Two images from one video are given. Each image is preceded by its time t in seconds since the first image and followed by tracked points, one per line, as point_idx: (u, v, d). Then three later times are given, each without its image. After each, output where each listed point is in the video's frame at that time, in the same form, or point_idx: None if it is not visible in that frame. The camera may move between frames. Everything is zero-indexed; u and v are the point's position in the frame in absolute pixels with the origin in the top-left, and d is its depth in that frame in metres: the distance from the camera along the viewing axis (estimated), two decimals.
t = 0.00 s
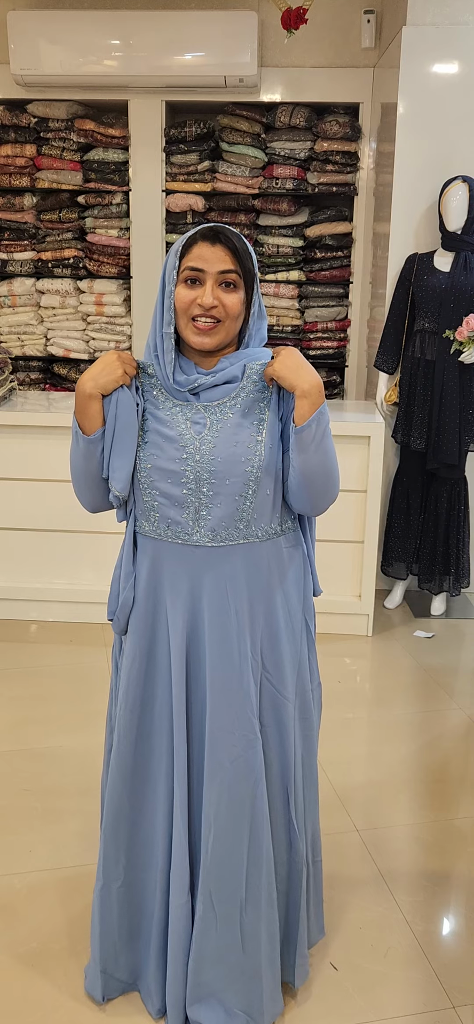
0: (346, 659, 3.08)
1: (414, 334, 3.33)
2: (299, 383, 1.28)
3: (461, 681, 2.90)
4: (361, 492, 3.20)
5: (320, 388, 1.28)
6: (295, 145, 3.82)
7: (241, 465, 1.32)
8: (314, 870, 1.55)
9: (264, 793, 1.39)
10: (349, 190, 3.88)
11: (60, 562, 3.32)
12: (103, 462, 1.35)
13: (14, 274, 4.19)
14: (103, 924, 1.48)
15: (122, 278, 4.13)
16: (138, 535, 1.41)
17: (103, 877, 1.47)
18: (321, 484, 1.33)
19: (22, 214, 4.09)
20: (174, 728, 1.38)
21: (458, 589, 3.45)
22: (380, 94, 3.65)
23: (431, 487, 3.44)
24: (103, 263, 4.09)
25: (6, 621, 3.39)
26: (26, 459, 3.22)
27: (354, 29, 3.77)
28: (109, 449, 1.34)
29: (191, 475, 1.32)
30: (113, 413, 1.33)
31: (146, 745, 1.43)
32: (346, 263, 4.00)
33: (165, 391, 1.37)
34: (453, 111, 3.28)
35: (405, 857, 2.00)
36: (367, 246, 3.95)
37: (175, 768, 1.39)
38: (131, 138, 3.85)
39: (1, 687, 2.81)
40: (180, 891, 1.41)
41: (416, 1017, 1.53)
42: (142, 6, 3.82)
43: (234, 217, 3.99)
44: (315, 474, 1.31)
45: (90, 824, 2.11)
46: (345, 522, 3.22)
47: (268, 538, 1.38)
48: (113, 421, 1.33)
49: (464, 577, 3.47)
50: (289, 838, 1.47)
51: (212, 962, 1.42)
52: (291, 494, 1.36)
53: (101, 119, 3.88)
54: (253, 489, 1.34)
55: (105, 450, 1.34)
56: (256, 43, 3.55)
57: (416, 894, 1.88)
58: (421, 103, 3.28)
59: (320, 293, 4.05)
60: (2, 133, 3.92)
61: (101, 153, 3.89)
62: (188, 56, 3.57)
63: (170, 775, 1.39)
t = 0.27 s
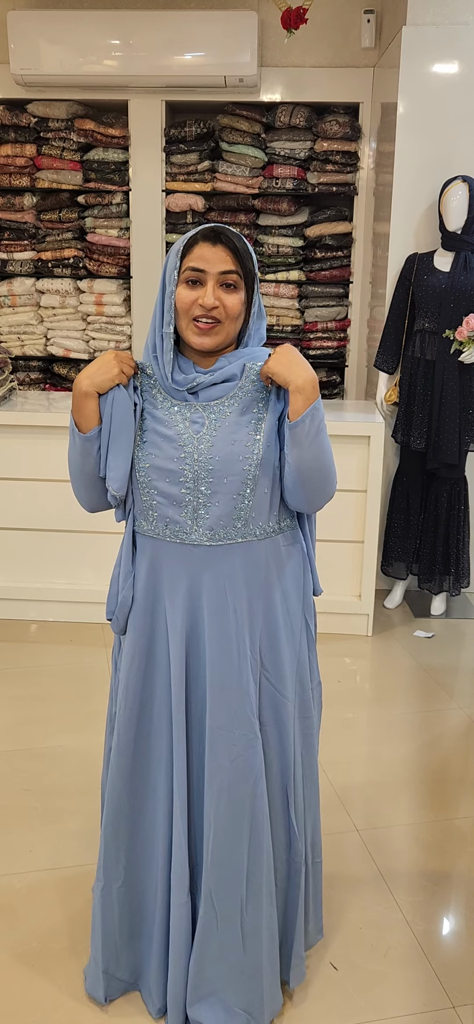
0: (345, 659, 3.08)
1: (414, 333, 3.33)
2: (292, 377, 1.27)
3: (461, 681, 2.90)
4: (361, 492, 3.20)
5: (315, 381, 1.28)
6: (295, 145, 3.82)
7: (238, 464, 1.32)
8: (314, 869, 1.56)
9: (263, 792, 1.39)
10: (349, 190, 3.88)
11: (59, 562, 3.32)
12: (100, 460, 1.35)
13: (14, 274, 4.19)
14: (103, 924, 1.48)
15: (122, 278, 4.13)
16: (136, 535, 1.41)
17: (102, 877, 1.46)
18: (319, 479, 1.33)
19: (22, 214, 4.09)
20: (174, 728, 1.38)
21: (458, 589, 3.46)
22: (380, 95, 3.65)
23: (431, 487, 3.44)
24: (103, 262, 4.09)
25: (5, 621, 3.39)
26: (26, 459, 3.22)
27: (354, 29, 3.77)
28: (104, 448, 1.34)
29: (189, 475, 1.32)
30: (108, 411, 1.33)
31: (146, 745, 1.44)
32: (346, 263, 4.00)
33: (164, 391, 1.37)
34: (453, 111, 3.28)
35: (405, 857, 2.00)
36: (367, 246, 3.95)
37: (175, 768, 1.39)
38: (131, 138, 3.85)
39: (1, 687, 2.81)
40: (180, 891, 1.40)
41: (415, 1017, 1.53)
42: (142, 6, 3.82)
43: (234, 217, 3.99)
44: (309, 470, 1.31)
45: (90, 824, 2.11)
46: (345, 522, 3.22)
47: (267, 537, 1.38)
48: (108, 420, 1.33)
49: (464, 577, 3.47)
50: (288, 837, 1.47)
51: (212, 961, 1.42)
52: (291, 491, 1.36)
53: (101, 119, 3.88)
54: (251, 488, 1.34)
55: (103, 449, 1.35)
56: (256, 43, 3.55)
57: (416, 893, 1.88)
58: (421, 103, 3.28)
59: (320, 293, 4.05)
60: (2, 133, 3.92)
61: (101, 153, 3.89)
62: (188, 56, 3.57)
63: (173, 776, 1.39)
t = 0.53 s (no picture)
0: (345, 659, 3.08)
1: (414, 333, 3.33)
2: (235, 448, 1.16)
3: (461, 681, 2.90)
4: (361, 492, 3.20)
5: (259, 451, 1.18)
6: (295, 145, 3.82)
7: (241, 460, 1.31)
8: (316, 866, 1.56)
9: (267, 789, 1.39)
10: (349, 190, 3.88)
11: (59, 562, 3.32)
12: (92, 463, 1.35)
13: (14, 274, 4.19)
14: (105, 921, 1.49)
15: (122, 278, 4.13)
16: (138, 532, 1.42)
17: (104, 874, 1.47)
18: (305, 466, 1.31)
19: (22, 214, 4.09)
20: (177, 726, 1.38)
21: (458, 589, 3.46)
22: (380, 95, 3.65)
23: (431, 487, 3.44)
24: (103, 262, 4.09)
25: (5, 622, 3.39)
26: (26, 459, 3.22)
27: (354, 29, 3.77)
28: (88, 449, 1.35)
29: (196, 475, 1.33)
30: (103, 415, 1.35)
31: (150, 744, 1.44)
32: (346, 263, 4.00)
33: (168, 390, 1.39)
34: (453, 110, 3.28)
35: (405, 857, 2.00)
36: (367, 246, 3.96)
37: (178, 766, 1.39)
38: (131, 138, 3.85)
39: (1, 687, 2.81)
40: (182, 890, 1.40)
41: (415, 1017, 1.53)
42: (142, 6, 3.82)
43: (234, 217, 3.99)
44: (295, 454, 1.31)
45: (91, 824, 2.11)
46: (346, 522, 3.22)
47: (270, 535, 1.38)
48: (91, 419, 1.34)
49: (464, 577, 3.47)
50: (291, 834, 1.47)
51: (215, 960, 1.42)
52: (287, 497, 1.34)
53: (101, 119, 3.88)
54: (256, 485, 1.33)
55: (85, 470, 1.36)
56: (256, 43, 3.55)
57: (416, 893, 1.88)
58: (421, 103, 3.28)
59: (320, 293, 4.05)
60: (2, 133, 3.92)
61: (101, 153, 3.89)
62: (188, 56, 3.57)
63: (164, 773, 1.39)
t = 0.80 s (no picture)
0: (345, 659, 3.07)
1: (414, 333, 3.33)
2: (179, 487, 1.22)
3: (461, 681, 2.90)
4: (361, 492, 3.20)
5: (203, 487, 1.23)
6: (295, 145, 3.82)
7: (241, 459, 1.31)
8: (319, 866, 1.55)
9: (270, 789, 1.39)
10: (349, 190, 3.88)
11: (59, 562, 3.32)
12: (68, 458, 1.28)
13: (14, 274, 4.19)
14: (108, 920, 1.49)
15: (122, 278, 4.13)
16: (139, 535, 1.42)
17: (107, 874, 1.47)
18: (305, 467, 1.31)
19: (22, 214, 4.09)
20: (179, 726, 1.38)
21: (458, 589, 3.46)
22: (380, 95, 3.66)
23: (432, 487, 3.44)
24: (103, 262, 4.09)
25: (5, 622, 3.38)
26: (26, 459, 3.22)
27: (354, 28, 3.77)
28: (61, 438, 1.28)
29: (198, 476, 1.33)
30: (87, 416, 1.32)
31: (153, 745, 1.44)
32: (346, 263, 4.00)
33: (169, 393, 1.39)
34: (453, 110, 3.28)
35: (405, 857, 2.00)
36: (368, 246, 3.96)
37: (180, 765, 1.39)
38: (131, 138, 3.85)
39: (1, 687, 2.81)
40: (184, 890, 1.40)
41: (415, 1017, 1.53)
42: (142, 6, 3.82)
43: (234, 217, 3.98)
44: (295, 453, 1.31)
45: (91, 824, 2.11)
46: (345, 522, 3.23)
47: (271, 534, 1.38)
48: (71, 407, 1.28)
49: (464, 577, 3.47)
50: (293, 833, 1.47)
51: (218, 960, 1.42)
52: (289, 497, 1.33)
53: (101, 119, 3.88)
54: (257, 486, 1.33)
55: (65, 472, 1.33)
56: (256, 43, 3.55)
57: (416, 893, 1.88)
58: (421, 103, 3.28)
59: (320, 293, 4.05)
60: (2, 133, 3.92)
61: (101, 153, 3.89)
62: (189, 55, 3.57)
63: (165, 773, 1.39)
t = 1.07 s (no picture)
0: (345, 659, 3.07)
1: (414, 333, 3.33)
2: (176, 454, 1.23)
3: (461, 681, 2.89)
4: (361, 492, 3.20)
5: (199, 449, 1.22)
6: (295, 145, 3.82)
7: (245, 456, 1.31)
8: (319, 866, 1.55)
9: (269, 789, 1.39)
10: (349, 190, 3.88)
11: (58, 562, 3.32)
12: (36, 472, 1.23)
13: (14, 274, 4.19)
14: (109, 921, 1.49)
15: (122, 278, 4.13)
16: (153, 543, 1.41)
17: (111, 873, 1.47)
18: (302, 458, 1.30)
19: (22, 214, 4.09)
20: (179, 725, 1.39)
21: (457, 589, 3.46)
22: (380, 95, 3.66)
23: (432, 486, 3.44)
24: (103, 262, 4.09)
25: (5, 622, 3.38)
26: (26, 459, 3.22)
27: (354, 28, 3.77)
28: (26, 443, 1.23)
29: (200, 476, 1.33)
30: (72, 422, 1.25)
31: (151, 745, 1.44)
32: (346, 263, 4.00)
33: (170, 396, 1.40)
34: (453, 110, 3.28)
35: (406, 857, 2.00)
36: (368, 247, 3.96)
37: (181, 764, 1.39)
38: (132, 138, 3.85)
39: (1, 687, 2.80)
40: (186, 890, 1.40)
41: (416, 1017, 1.53)
42: (142, 6, 3.83)
43: (234, 217, 3.98)
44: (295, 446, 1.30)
45: (91, 824, 2.10)
46: (345, 522, 3.22)
47: (272, 532, 1.38)
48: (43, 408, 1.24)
49: (464, 577, 3.47)
50: (294, 832, 1.47)
51: (218, 960, 1.41)
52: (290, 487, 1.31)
53: (101, 119, 3.88)
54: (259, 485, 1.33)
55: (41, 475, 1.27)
56: (257, 43, 3.55)
57: (417, 893, 1.87)
58: (421, 103, 3.27)
59: (320, 293, 4.05)
60: (2, 133, 3.92)
61: (101, 153, 3.89)
62: (189, 55, 3.57)
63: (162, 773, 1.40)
